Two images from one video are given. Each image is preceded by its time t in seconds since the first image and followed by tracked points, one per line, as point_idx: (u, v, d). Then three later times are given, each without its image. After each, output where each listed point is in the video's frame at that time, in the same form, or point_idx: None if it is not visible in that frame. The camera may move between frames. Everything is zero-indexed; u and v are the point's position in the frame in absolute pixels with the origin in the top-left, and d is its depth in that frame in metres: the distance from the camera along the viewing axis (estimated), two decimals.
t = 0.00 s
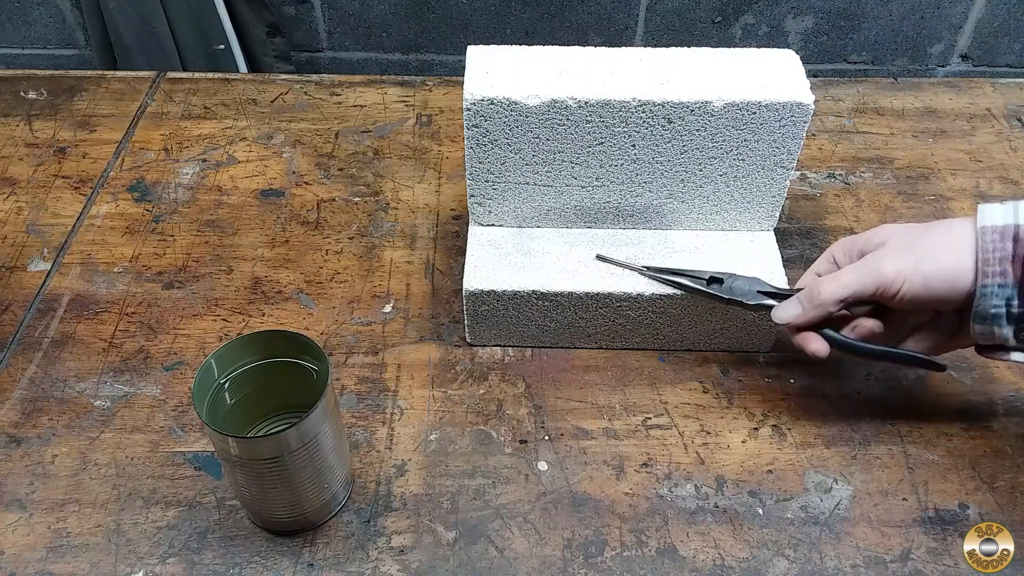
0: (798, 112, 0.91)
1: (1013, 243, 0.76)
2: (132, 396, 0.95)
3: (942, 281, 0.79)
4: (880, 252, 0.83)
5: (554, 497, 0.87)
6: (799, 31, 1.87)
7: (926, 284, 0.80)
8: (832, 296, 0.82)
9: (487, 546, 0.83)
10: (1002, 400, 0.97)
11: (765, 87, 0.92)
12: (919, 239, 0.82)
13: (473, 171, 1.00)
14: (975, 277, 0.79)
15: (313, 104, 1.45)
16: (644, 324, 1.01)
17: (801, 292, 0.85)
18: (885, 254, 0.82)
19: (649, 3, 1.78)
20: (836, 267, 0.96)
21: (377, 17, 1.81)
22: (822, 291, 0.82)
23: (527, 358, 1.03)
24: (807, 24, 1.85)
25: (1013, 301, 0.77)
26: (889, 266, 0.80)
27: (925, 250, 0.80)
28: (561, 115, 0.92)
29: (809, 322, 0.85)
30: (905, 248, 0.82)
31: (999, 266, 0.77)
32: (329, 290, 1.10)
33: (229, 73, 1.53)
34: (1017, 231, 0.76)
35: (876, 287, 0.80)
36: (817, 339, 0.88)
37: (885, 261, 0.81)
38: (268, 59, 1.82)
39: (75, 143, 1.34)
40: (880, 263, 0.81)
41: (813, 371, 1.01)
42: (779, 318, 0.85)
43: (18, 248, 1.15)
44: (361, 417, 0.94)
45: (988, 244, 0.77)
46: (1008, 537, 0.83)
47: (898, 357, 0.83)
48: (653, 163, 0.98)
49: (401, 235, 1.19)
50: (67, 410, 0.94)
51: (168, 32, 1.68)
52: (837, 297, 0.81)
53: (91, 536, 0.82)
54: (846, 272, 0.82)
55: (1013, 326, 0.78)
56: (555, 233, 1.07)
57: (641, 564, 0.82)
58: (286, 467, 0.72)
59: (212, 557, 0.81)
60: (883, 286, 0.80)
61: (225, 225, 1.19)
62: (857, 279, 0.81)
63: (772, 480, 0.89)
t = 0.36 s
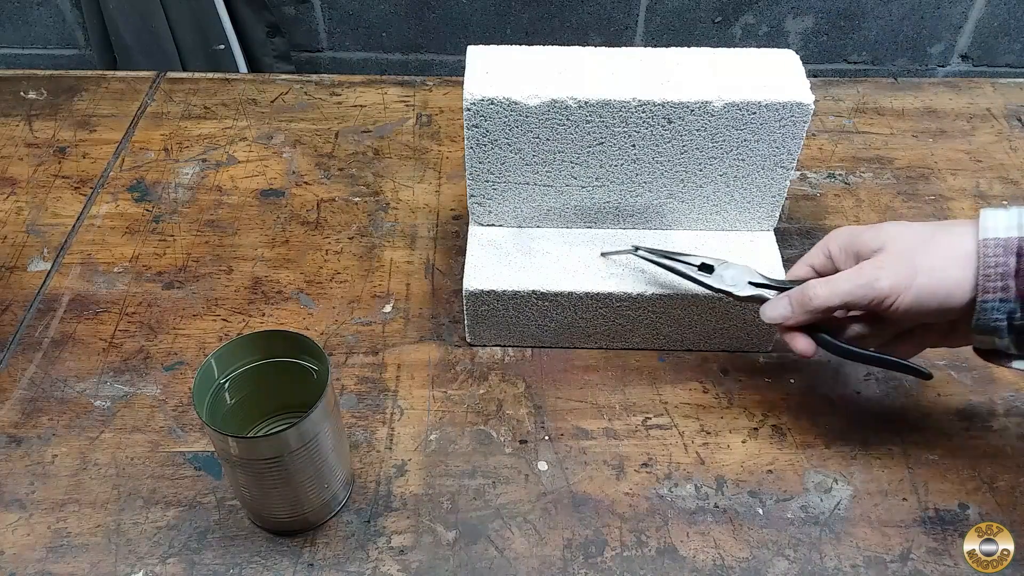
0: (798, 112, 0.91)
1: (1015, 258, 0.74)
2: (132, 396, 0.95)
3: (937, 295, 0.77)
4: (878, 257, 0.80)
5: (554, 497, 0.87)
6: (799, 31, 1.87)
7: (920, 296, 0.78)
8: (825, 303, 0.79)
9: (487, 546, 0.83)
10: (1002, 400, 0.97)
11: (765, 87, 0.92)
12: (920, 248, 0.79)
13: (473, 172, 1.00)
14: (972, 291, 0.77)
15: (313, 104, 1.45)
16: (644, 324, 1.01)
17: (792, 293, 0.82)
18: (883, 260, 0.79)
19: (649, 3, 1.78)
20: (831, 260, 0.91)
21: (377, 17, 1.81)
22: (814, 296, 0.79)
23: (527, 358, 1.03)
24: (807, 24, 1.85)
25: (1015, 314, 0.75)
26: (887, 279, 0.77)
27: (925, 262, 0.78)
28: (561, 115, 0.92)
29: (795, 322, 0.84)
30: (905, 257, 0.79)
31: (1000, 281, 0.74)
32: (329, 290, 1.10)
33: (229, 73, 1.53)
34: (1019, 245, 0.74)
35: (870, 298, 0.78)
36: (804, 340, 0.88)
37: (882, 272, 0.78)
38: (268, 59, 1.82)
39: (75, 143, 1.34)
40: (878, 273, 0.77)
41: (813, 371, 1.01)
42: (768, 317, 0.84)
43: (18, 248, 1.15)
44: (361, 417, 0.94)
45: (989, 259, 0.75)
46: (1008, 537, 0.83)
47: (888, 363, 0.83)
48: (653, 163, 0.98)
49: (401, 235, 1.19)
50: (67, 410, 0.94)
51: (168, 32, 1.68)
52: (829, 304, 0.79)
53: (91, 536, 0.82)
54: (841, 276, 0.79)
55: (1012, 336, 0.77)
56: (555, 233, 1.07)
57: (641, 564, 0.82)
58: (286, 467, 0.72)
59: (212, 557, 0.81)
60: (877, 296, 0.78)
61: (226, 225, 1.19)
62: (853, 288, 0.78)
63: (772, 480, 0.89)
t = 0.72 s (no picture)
0: (798, 112, 0.91)
1: (989, 240, 0.69)
2: (132, 396, 0.95)
3: (906, 278, 0.73)
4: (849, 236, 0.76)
5: (554, 497, 0.87)
6: (799, 31, 1.87)
7: (889, 280, 0.73)
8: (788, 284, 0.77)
9: (487, 546, 0.83)
10: (1002, 400, 0.97)
11: (765, 87, 0.92)
12: (892, 227, 0.74)
13: (473, 172, 1.00)
14: (943, 273, 0.72)
15: (313, 104, 1.45)
16: (644, 324, 1.01)
17: (758, 275, 0.81)
18: (852, 242, 0.75)
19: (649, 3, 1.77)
20: (800, 240, 0.87)
21: (377, 17, 1.81)
22: (779, 280, 0.78)
23: (527, 358, 1.03)
24: (807, 24, 1.85)
25: (987, 298, 0.71)
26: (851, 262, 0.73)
27: (894, 243, 0.73)
28: (561, 115, 0.92)
29: (764, 304, 0.83)
30: (875, 236, 0.74)
31: (972, 265, 0.70)
32: (329, 290, 1.10)
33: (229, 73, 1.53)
34: (995, 226, 0.69)
35: (835, 281, 0.75)
36: (769, 322, 0.87)
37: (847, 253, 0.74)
38: (268, 59, 1.81)
39: (75, 143, 1.34)
40: (844, 256, 0.74)
41: (813, 371, 1.01)
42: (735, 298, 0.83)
43: (18, 248, 1.15)
44: (361, 417, 0.94)
45: (961, 240, 0.70)
46: (1008, 537, 0.83)
47: (857, 347, 0.81)
48: (653, 163, 0.98)
49: (401, 235, 1.19)
50: (67, 410, 0.94)
51: (168, 32, 1.68)
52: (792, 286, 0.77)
53: (91, 536, 0.82)
54: (806, 258, 0.76)
55: (984, 319, 0.74)
56: (556, 233, 1.07)
57: (641, 564, 0.82)
58: (286, 467, 0.72)
59: (212, 557, 0.81)
60: (841, 281, 0.75)
61: (226, 225, 1.19)
62: (816, 273, 0.75)
63: (772, 480, 0.89)
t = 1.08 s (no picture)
0: (798, 112, 0.91)
1: (842, 241, 0.61)
2: (132, 396, 0.95)
3: (741, 294, 0.66)
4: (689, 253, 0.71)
5: (554, 497, 0.87)
6: (800, 32, 1.87)
7: (723, 297, 0.67)
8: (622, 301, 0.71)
9: (487, 546, 0.83)
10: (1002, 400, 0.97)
11: (765, 87, 0.93)
12: (727, 242, 0.69)
13: (473, 172, 1.00)
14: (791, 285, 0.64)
15: (313, 104, 1.45)
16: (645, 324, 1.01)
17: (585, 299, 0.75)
18: (681, 259, 0.70)
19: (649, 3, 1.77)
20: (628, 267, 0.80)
21: (377, 17, 1.81)
22: (612, 299, 0.72)
23: (527, 358, 1.03)
24: (807, 24, 1.85)
25: (841, 309, 0.61)
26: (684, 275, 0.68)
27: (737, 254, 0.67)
28: (561, 115, 0.92)
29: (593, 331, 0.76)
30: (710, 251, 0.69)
31: (823, 269, 0.62)
32: (329, 290, 1.10)
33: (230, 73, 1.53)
34: (849, 228, 0.61)
35: (668, 296, 0.69)
36: (597, 354, 0.81)
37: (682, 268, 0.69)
38: (268, 59, 1.81)
39: (75, 143, 1.34)
40: (678, 269, 0.69)
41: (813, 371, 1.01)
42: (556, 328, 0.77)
43: (18, 248, 1.15)
44: (361, 417, 0.94)
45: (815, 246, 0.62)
46: (1008, 537, 0.83)
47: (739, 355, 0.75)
48: (652, 163, 0.98)
49: (401, 235, 1.19)
50: (67, 410, 0.94)
51: (168, 32, 1.68)
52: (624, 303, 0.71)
53: (92, 536, 0.82)
54: (641, 274, 0.71)
55: (841, 339, 0.63)
56: (556, 233, 1.06)
57: (641, 564, 0.82)
58: (286, 468, 0.72)
59: (212, 557, 0.81)
60: (683, 295, 0.69)
61: (225, 225, 1.19)
62: (648, 289, 0.69)
63: (772, 480, 0.89)
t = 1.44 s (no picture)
0: (798, 111, 0.91)
1: (692, 303, 0.66)
2: (132, 396, 0.95)
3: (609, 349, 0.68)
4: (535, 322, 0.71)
5: (554, 497, 0.87)
6: (800, 32, 1.86)
7: (590, 354, 0.68)
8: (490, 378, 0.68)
9: (488, 546, 0.83)
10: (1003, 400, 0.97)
11: (765, 87, 0.93)
12: (581, 308, 0.70)
13: (473, 172, 1.00)
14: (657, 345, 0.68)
15: (313, 104, 1.45)
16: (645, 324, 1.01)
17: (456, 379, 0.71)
18: (550, 323, 0.70)
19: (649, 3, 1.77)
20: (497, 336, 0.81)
21: (377, 17, 1.81)
22: (482, 376, 0.69)
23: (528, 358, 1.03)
24: (807, 24, 1.85)
25: (706, 368, 0.66)
26: (548, 339, 0.68)
27: (599, 315, 0.70)
28: (562, 115, 0.92)
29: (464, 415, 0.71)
30: (576, 315, 0.70)
31: (682, 333, 0.66)
32: (329, 291, 1.10)
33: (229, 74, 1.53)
34: (697, 291, 0.66)
35: (536, 363, 0.68)
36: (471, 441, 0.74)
37: (544, 332, 0.69)
38: (268, 59, 1.81)
39: (75, 143, 1.34)
40: (543, 332, 0.69)
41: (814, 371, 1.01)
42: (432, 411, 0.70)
43: (18, 248, 1.15)
44: (361, 417, 0.94)
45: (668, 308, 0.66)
46: (1008, 537, 0.83)
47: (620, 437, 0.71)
48: (652, 164, 0.98)
49: (401, 235, 1.19)
50: (67, 410, 0.94)
51: (168, 32, 1.68)
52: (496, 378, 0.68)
53: (92, 536, 0.82)
54: (503, 347, 0.69)
55: (712, 395, 0.68)
56: (556, 233, 1.06)
57: (641, 564, 0.82)
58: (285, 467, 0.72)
59: (212, 557, 0.81)
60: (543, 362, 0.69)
61: (225, 225, 1.19)
62: (509, 360, 0.68)
63: (773, 480, 0.89)
